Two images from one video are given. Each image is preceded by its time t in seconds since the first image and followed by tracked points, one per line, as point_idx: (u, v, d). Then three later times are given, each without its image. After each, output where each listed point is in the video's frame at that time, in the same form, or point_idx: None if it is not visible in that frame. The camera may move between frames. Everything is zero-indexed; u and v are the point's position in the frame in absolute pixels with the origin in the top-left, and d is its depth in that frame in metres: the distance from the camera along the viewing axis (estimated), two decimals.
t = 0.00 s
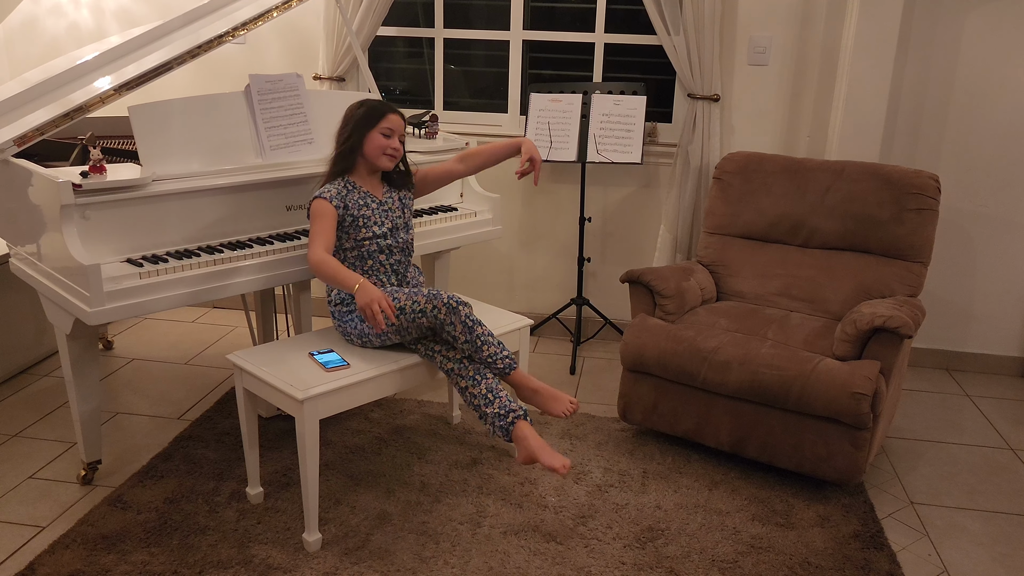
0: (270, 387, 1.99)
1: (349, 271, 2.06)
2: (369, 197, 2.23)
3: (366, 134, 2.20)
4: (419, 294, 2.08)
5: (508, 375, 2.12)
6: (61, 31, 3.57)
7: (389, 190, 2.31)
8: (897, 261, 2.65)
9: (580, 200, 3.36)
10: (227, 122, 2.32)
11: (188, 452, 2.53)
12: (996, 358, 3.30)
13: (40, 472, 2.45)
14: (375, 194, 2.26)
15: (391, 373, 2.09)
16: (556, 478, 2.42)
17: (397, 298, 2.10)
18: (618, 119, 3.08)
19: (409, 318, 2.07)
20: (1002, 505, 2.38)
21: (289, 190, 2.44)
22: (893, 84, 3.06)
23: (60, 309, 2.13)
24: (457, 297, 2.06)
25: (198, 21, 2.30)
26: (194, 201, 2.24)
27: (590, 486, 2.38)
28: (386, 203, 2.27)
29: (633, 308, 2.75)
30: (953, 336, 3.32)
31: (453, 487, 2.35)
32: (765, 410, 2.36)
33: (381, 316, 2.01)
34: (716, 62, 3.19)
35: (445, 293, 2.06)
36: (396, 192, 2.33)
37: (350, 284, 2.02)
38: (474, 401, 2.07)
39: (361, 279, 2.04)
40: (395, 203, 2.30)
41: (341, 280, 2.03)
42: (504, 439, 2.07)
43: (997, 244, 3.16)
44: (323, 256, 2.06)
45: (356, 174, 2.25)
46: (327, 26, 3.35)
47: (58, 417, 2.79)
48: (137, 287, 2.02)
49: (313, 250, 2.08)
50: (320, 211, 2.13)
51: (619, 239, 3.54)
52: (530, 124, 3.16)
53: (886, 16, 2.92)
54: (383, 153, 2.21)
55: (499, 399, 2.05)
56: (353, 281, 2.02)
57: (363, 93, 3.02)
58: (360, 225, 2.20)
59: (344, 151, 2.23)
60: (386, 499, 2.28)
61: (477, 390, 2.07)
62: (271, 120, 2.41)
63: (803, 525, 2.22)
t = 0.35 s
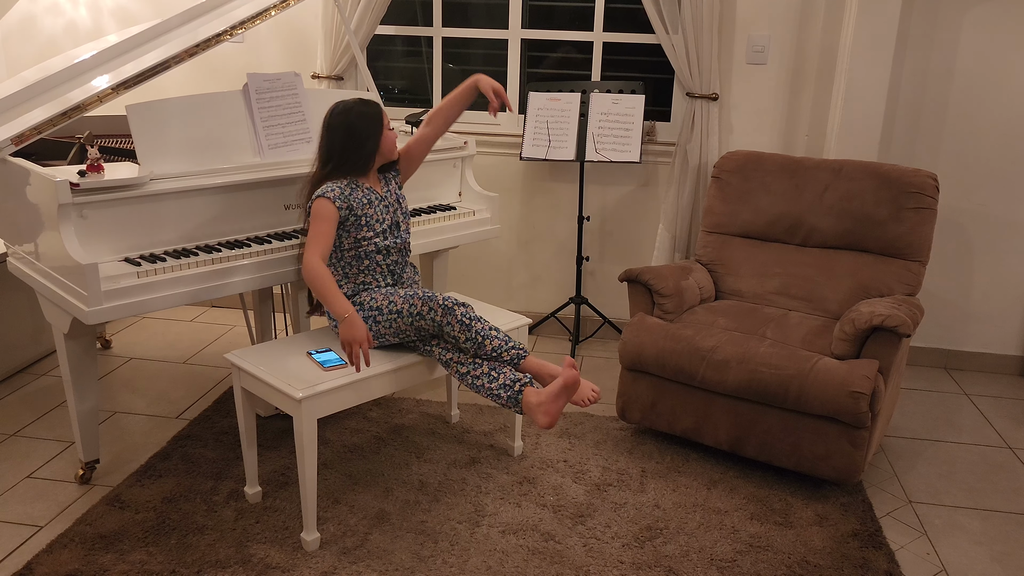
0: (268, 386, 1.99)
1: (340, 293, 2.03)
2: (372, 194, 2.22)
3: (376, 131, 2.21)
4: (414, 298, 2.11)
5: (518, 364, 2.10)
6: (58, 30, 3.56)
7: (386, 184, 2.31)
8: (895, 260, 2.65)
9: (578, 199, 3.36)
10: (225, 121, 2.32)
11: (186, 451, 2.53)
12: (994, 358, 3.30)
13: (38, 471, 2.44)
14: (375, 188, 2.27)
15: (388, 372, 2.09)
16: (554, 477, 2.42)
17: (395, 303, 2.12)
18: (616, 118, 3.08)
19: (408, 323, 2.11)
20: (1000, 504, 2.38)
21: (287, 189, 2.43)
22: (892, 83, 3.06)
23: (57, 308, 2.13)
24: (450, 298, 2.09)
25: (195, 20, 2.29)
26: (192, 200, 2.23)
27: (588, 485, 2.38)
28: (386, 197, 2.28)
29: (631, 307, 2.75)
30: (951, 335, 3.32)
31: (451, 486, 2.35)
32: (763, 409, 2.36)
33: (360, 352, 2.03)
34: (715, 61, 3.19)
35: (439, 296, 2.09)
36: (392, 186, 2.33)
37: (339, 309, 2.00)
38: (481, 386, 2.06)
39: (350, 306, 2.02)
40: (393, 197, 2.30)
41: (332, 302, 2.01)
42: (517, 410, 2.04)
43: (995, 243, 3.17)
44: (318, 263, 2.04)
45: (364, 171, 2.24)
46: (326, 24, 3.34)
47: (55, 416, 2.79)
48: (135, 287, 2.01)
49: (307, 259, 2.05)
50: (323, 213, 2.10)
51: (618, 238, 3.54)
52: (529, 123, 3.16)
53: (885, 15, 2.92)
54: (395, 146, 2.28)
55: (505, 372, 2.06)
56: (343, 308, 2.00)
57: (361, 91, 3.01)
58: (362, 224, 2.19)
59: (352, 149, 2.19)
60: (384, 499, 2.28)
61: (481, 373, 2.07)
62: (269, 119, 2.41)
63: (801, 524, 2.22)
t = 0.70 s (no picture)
0: (266, 385, 1.99)
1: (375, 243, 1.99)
2: (363, 184, 2.23)
3: (320, 129, 2.20)
4: (411, 312, 2.09)
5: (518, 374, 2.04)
6: (57, 27, 3.55)
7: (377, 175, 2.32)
8: (895, 259, 2.65)
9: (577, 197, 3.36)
10: (224, 118, 2.32)
11: (184, 449, 2.52)
12: (993, 356, 3.30)
13: (36, 469, 2.44)
14: (367, 180, 2.28)
15: (387, 369, 2.08)
16: (553, 475, 2.42)
17: (394, 316, 2.10)
18: (616, 116, 3.07)
19: (406, 337, 2.09)
20: (999, 503, 2.38)
21: (286, 187, 2.43)
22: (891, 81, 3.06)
23: (56, 306, 2.13)
24: (448, 315, 2.09)
25: (194, 18, 2.29)
26: (191, 198, 2.23)
27: (587, 483, 2.38)
28: (378, 188, 2.28)
29: (630, 305, 2.75)
30: (950, 334, 3.32)
31: (450, 484, 2.35)
32: (762, 408, 2.36)
33: (418, 282, 1.91)
34: (715, 59, 3.18)
35: (436, 313, 2.09)
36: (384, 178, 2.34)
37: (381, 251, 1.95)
38: (479, 396, 2.07)
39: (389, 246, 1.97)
40: (385, 187, 2.31)
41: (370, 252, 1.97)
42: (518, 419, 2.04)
43: (995, 241, 3.17)
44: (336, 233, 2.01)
45: (338, 168, 2.24)
46: (325, 22, 3.34)
47: (54, 415, 2.79)
48: (133, 285, 2.01)
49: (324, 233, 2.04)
50: (321, 202, 2.10)
51: (617, 236, 3.53)
52: (528, 121, 3.16)
53: (885, 13, 2.92)
54: (342, 137, 2.19)
55: (503, 382, 2.06)
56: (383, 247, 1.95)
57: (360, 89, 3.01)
58: (358, 216, 2.20)
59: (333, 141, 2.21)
60: (383, 497, 2.28)
61: (480, 386, 2.08)
62: (268, 117, 2.40)
63: (800, 522, 2.22)
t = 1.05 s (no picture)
0: (266, 384, 1.98)
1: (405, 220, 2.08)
2: (361, 184, 2.22)
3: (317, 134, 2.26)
4: (412, 309, 2.09)
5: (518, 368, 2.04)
6: (57, 26, 3.55)
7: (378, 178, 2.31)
8: (895, 259, 2.65)
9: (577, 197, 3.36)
10: (224, 117, 2.32)
11: (184, 449, 2.52)
12: (993, 357, 3.30)
13: (36, 468, 2.44)
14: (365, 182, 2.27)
15: (387, 368, 2.08)
16: (553, 475, 2.42)
17: (393, 314, 2.10)
18: (616, 116, 3.07)
19: (406, 335, 2.09)
20: (999, 503, 2.39)
21: (286, 186, 2.43)
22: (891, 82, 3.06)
23: (56, 306, 2.12)
24: (450, 311, 2.10)
25: (195, 17, 2.29)
26: (192, 197, 2.23)
27: (587, 483, 2.38)
28: (376, 189, 2.27)
29: (630, 305, 2.75)
30: (950, 335, 3.32)
31: (450, 484, 2.35)
32: (762, 408, 2.36)
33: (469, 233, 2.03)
34: (715, 59, 3.18)
35: (437, 309, 2.09)
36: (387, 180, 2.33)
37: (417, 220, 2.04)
38: (477, 392, 2.07)
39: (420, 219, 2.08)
40: (385, 189, 2.30)
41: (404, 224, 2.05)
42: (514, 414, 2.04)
43: (994, 242, 3.17)
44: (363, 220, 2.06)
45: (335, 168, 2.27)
46: (325, 21, 3.34)
47: (53, 414, 2.79)
48: (134, 284, 2.01)
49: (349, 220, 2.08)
50: (328, 197, 2.11)
51: (617, 236, 3.53)
52: (528, 120, 3.16)
53: (885, 14, 2.92)
54: (324, 145, 2.20)
55: (501, 377, 2.06)
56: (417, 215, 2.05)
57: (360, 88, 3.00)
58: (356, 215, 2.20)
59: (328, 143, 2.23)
60: (383, 496, 2.28)
61: (478, 382, 2.07)
62: (269, 116, 2.40)
63: (800, 523, 2.22)
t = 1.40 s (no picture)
0: (267, 381, 1.98)
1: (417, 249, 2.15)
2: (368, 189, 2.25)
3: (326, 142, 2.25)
4: (414, 308, 2.09)
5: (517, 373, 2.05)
6: (57, 23, 3.55)
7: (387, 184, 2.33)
8: (895, 259, 2.65)
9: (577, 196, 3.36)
10: (224, 115, 2.32)
11: (183, 447, 2.52)
12: (993, 357, 3.30)
13: (35, 466, 2.44)
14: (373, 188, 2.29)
15: (387, 366, 2.08)
16: (553, 474, 2.42)
17: (396, 311, 2.10)
18: (616, 115, 3.07)
19: (407, 332, 2.09)
20: (999, 504, 2.38)
21: (287, 184, 2.43)
22: (892, 81, 3.06)
23: (56, 303, 2.12)
24: (450, 313, 2.11)
25: (195, 15, 2.29)
26: (192, 195, 2.23)
27: (587, 482, 2.38)
28: (384, 196, 2.29)
29: (630, 304, 2.75)
30: (949, 335, 3.32)
31: (450, 483, 2.35)
32: (762, 408, 2.36)
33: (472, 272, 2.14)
34: (716, 59, 3.18)
35: (437, 310, 2.10)
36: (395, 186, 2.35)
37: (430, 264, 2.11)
38: (474, 391, 2.07)
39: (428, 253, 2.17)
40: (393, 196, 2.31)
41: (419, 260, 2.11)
42: (506, 417, 2.04)
43: (994, 242, 3.17)
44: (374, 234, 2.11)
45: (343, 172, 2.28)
46: (325, 19, 3.33)
47: (53, 411, 2.79)
48: (134, 282, 2.01)
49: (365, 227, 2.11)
50: (339, 200, 2.13)
51: (617, 235, 3.53)
52: (529, 119, 3.16)
53: (886, 13, 2.92)
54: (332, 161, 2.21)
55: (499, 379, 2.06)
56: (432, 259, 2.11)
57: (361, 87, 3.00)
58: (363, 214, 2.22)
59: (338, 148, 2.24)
60: (382, 495, 2.28)
61: (475, 380, 2.07)
62: (269, 114, 2.40)
63: (799, 522, 2.22)
